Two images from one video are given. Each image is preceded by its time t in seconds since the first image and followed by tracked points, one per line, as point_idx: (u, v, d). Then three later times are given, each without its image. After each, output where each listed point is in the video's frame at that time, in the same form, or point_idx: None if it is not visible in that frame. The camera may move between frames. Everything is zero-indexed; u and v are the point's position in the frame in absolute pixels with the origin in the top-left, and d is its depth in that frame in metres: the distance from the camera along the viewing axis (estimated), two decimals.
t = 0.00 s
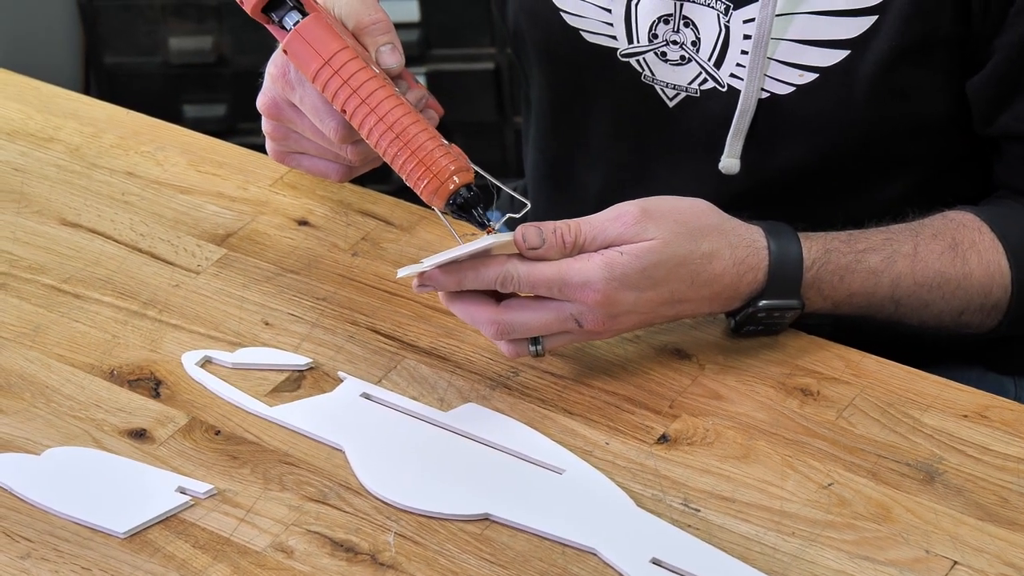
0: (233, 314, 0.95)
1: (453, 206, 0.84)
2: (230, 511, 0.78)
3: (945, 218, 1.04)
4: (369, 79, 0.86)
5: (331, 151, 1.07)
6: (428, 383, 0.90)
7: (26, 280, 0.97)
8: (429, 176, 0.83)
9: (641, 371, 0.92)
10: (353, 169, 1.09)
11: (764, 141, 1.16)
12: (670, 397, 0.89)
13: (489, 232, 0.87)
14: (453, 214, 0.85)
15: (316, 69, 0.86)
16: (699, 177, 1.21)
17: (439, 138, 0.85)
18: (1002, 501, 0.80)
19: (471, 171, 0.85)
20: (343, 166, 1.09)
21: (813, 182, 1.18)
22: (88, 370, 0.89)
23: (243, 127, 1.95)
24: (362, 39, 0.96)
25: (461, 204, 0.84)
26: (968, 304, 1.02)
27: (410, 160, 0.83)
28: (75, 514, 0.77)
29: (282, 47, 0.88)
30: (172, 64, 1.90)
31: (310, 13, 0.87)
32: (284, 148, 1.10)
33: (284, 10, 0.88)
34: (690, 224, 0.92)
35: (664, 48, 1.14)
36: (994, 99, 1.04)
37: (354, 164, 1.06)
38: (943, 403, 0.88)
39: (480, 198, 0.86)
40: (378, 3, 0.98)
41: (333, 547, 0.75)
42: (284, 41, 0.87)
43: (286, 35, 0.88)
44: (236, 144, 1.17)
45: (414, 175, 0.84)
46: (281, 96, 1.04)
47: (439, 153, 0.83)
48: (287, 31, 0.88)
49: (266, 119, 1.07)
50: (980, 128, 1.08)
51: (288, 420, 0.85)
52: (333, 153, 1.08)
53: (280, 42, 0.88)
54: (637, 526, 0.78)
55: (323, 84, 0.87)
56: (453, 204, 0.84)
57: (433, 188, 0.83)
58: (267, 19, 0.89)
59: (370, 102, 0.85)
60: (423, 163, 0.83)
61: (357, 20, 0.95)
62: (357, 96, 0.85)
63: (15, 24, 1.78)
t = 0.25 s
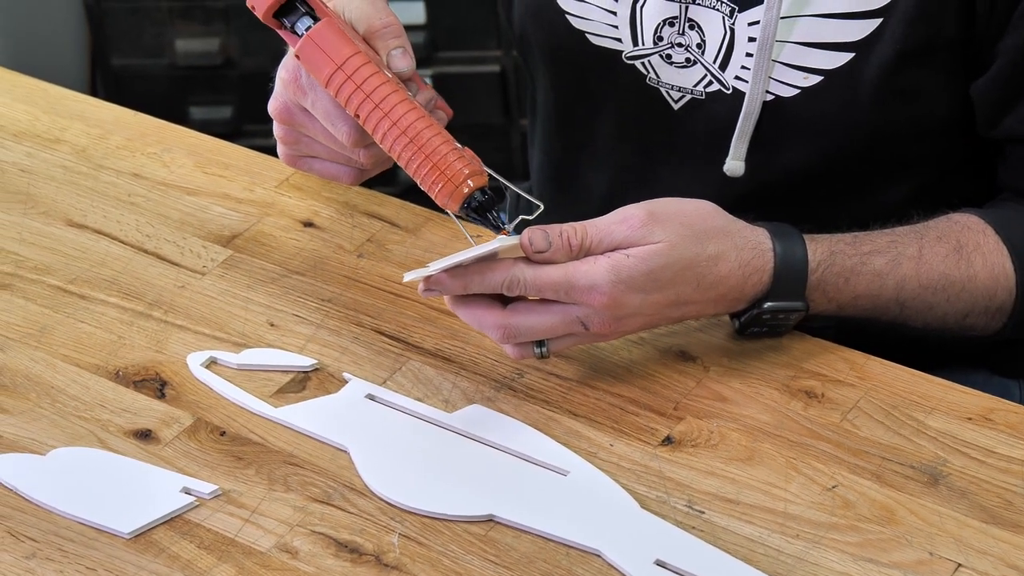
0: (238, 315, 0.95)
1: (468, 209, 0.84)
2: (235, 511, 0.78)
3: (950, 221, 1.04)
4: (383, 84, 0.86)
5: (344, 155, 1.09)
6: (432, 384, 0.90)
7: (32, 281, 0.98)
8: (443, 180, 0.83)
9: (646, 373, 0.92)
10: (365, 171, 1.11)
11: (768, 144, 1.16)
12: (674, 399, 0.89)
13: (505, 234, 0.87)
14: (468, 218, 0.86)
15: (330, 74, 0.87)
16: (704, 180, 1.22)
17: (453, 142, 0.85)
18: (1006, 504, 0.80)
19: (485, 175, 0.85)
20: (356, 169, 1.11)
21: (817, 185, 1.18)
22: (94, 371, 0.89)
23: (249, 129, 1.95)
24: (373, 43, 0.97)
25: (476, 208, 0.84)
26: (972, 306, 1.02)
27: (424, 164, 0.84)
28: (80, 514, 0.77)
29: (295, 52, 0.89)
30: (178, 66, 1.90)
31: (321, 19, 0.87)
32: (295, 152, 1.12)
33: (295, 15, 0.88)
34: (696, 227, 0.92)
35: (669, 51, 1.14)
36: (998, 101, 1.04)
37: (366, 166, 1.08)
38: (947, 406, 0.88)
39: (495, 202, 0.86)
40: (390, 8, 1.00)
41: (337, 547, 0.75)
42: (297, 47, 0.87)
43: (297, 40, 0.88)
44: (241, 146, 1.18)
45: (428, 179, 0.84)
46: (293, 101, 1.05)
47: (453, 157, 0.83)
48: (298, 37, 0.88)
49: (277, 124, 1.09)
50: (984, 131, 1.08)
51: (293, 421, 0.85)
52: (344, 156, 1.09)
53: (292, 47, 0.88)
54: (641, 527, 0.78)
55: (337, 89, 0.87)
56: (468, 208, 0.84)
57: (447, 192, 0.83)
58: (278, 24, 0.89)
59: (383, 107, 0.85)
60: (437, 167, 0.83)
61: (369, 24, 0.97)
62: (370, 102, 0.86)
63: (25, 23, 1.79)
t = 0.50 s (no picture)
0: (241, 316, 0.95)
1: (493, 210, 0.85)
2: (237, 511, 0.78)
3: (952, 221, 1.04)
4: (403, 87, 0.86)
5: (360, 156, 1.12)
6: (435, 385, 0.90)
7: (35, 281, 0.98)
8: (467, 182, 0.83)
9: (648, 373, 0.92)
10: (381, 173, 1.14)
11: (770, 144, 1.16)
12: (676, 400, 0.89)
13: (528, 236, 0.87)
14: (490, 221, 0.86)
15: (350, 79, 0.87)
16: (705, 180, 1.22)
17: (474, 144, 0.85)
18: (1008, 504, 0.80)
19: (507, 175, 0.86)
20: (372, 171, 1.13)
21: (819, 185, 1.19)
22: (97, 371, 0.89)
23: (252, 130, 1.95)
24: (388, 46, 0.97)
25: (501, 209, 0.85)
26: (975, 307, 1.02)
27: (447, 167, 0.84)
28: (83, 514, 0.77)
29: (313, 58, 0.89)
30: (181, 67, 1.91)
31: (338, 23, 0.88)
32: (312, 155, 1.15)
33: (312, 21, 0.88)
34: (701, 227, 0.91)
35: (671, 51, 1.14)
36: (999, 101, 1.04)
37: (382, 168, 1.11)
38: (949, 406, 0.88)
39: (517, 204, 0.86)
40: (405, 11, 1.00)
41: (339, 548, 0.75)
42: (315, 53, 0.87)
43: (315, 45, 0.88)
44: (244, 147, 1.18)
45: (452, 182, 0.84)
46: (309, 105, 1.07)
47: (475, 159, 0.83)
48: (316, 42, 0.88)
49: (295, 128, 1.11)
50: (986, 131, 1.08)
51: (296, 422, 0.85)
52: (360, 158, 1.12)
53: (310, 53, 0.88)
54: (643, 528, 0.78)
55: (357, 94, 0.87)
56: (492, 210, 0.84)
57: (471, 195, 0.83)
58: (294, 31, 0.89)
59: (404, 110, 0.85)
60: (460, 170, 0.83)
61: (383, 27, 0.97)
62: (391, 106, 0.86)
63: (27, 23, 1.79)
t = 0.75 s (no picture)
0: (245, 319, 0.95)
1: (514, 212, 0.85)
2: (241, 515, 0.78)
3: (955, 223, 1.04)
4: (421, 92, 0.86)
5: (375, 160, 1.09)
6: (439, 388, 0.90)
7: (38, 284, 0.98)
8: (488, 186, 0.84)
9: (651, 375, 0.92)
10: (396, 176, 1.11)
11: (773, 146, 1.16)
12: (680, 403, 0.89)
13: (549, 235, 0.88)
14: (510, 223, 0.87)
15: (368, 85, 0.87)
16: (709, 182, 1.22)
17: (493, 147, 0.85)
18: (1012, 507, 0.80)
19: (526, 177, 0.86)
20: (387, 173, 1.11)
21: (822, 187, 1.19)
22: (100, 374, 0.89)
23: (255, 132, 1.95)
24: (404, 50, 0.97)
25: (521, 211, 0.85)
26: (979, 309, 1.02)
27: (467, 171, 0.84)
28: (87, 518, 0.77)
29: (330, 64, 0.88)
30: (184, 69, 1.91)
31: (355, 29, 0.87)
32: (326, 159, 1.12)
33: (329, 27, 0.87)
34: (705, 230, 0.91)
35: (674, 53, 1.14)
36: (1001, 103, 1.04)
37: (398, 172, 1.09)
38: (954, 409, 0.88)
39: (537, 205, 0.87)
40: (417, 13, 1.00)
41: (344, 551, 0.75)
42: (332, 60, 0.87)
43: (332, 51, 0.88)
44: (247, 149, 1.18)
45: (472, 185, 0.84)
46: (323, 109, 1.04)
47: (494, 162, 0.84)
48: (332, 49, 0.88)
49: (309, 133, 1.09)
50: (988, 132, 1.08)
51: (300, 425, 0.85)
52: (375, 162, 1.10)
53: (327, 59, 0.88)
54: (647, 531, 0.78)
55: (375, 99, 0.87)
56: (514, 212, 0.85)
57: (492, 198, 0.84)
58: (310, 37, 0.88)
59: (423, 115, 0.85)
60: (481, 174, 0.83)
61: (398, 31, 0.97)
62: (409, 110, 0.86)
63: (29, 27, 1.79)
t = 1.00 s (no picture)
0: (247, 321, 0.95)
1: (533, 214, 0.85)
2: (243, 517, 0.78)
3: (959, 225, 1.04)
4: (438, 95, 0.86)
5: (388, 161, 1.07)
6: (441, 390, 0.90)
7: (40, 286, 0.98)
8: (506, 188, 0.83)
9: (654, 378, 0.92)
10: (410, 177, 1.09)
11: (776, 148, 1.16)
12: (683, 405, 0.89)
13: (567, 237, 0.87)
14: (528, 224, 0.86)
15: (384, 88, 0.86)
16: (712, 183, 1.22)
17: (510, 148, 0.85)
18: (1016, 510, 0.80)
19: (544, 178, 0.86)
20: (401, 174, 1.09)
21: (823, 189, 1.19)
22: (102, 377, 0.89)
23: (257, 134, 1.96)
24: (417, 52, 0.97)
25: (541, 212, 0.85)
26: (984, 311, 1.02)
27: (485, 173, 0.84)
28: (89, 520, 0.77)
29: (345, 68, 0.88)
30: (186, 71, 1.90)
31: (370, 32, 0.87)
32: (339, 161, 1.10)
33: (343, 32, 0.87)
34: (712, 233, 0.91)
35: (677, 55, 1.14)
36: (1003, 105, 1.04)
37: (412, 173, 1.06)
38: (957, 411, 0.88)
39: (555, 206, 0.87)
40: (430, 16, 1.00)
41: (346, 554, 0.75)
42: (348, 64, 0.87)
43: (347, 56, 0.87)
44: (249, 151, 1.18)
45: (491, 187, 0.84)
46: (338, 113, 1.03)
47: (512, 164, 0.84)
48: (348, 53, 0.87)
49: (321, 135, 1.07)
50: (991, 134, 1.08)
51: (302, 427, 0.85)
52: (389, 164, 1.08)
53: (342, 64, 0.88)
54: (651, 534, 0.78)
55: (391, 103, 0.87)
56: (532, 213, 0.85)
57: (511, 199, 0.84)
58: (324, 41, 0.88)
59: (440, 118, 0.85)
60: (499, 176, 0.83)
61: (412, 33, 0.97)
62: (426, 113, 0.85)
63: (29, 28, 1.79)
